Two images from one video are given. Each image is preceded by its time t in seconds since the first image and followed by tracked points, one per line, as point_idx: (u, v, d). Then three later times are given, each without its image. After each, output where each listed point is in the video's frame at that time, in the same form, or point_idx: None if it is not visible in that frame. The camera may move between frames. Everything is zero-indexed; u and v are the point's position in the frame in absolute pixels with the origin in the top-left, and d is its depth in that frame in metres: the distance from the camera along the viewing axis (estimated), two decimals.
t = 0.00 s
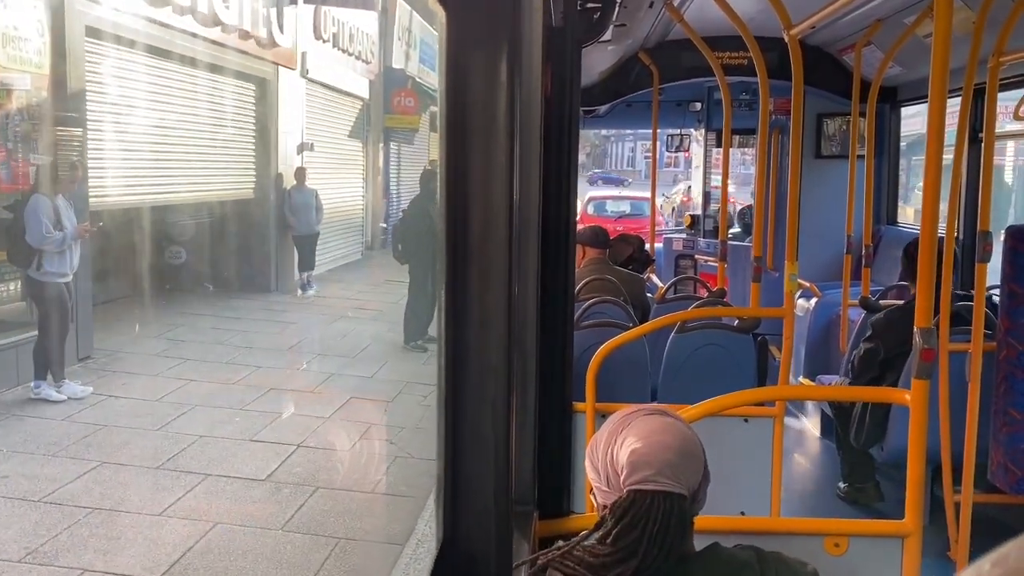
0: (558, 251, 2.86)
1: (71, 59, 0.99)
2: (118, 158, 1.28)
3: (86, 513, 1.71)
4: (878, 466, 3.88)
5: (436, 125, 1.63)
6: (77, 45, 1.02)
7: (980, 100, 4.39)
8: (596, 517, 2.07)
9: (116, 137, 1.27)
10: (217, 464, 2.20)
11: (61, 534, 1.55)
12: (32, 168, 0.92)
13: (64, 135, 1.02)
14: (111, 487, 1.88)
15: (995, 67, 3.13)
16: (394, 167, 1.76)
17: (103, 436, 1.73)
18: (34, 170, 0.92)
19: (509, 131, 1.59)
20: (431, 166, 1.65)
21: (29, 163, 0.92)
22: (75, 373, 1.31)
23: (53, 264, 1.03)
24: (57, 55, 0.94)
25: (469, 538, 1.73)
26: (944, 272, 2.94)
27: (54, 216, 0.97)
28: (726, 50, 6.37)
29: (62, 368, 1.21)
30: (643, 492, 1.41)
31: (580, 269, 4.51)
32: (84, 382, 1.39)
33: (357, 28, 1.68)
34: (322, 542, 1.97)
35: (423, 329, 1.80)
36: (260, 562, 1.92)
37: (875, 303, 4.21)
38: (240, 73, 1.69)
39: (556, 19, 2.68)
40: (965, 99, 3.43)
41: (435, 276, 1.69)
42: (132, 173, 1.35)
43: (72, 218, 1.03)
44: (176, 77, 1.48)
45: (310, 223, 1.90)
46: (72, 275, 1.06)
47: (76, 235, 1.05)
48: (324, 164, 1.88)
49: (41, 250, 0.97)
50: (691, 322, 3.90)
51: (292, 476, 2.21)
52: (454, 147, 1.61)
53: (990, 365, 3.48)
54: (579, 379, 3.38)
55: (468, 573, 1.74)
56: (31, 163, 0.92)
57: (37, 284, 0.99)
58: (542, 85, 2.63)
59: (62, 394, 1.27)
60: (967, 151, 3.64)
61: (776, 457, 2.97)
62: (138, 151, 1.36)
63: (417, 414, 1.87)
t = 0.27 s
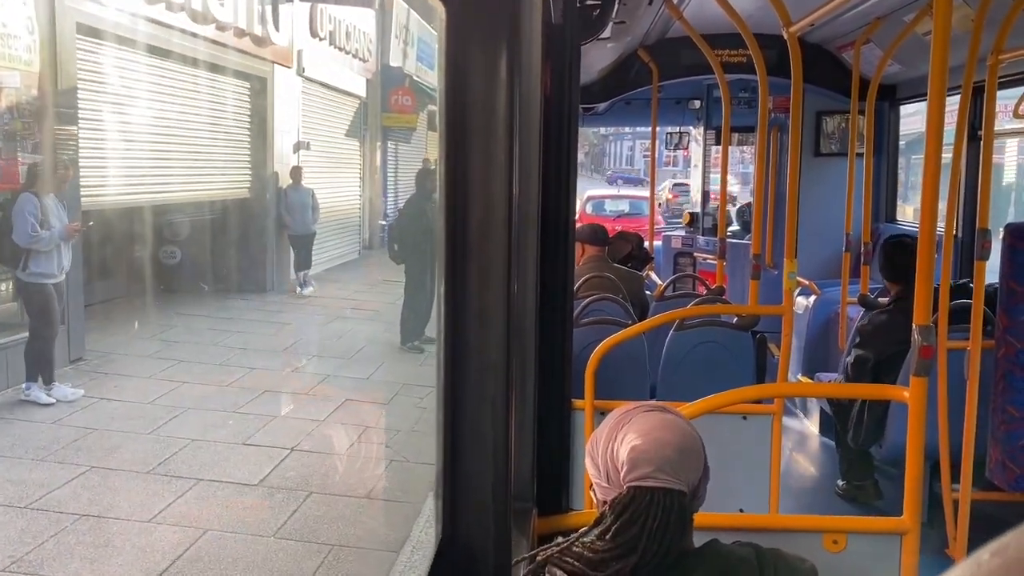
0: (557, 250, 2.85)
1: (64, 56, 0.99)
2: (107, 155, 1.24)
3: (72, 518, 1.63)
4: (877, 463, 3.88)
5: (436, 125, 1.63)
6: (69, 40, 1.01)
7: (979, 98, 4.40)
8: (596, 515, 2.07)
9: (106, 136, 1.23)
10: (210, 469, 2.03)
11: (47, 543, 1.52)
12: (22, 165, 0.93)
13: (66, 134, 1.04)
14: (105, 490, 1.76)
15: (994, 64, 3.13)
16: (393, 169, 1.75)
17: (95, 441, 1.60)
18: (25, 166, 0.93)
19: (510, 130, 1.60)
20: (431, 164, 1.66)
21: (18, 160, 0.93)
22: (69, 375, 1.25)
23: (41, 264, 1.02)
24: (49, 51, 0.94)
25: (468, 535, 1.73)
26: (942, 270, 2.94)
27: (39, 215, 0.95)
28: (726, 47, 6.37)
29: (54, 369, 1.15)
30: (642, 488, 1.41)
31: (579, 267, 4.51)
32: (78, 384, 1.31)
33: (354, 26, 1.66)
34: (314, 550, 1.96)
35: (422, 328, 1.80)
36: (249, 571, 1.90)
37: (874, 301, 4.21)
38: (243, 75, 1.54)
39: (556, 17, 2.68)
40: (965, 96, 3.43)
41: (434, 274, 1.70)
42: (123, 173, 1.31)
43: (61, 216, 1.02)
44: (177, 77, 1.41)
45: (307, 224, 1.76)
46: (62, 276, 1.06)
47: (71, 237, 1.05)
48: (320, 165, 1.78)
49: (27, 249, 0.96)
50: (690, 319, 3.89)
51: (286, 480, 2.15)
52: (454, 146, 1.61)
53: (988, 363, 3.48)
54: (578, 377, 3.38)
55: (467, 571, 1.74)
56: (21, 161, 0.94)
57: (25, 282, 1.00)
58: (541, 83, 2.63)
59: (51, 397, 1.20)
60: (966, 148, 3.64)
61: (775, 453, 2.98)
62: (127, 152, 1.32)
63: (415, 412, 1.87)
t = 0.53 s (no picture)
0: (553, 249, 2.86)
1: (54, 52, 0.97)
2: (99, 159, 1.21)
3: (63, 519, 1.55)
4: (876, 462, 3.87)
5: (431, 125, 1.63)
6: (63, 36, 1.00)
7: (977, 96, 4.40)
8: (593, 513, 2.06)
9: (96, 133, 1.21)
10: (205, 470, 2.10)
11: (39, 543, 1.47)
12: (16, 164, 0.90)
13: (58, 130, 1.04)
14: (97, 490, 1.77)
15: (991, 63, 3.13)
16: (390, 170, 1.74)
17: (88, 441, 1.70)
18: (16, 166, 0.90)
19: (505, 130, 1.60)
20: (427, 163, 1.66)
21: (12, 159, 0.90)
22: (61, 376, 1.27)
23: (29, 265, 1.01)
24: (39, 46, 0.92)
25: (463, 533, 1.73)
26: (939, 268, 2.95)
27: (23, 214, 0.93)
28: (724, 45, 6.37)
29: (47, 370, 1.17)
30: (640, 488, 1.42)
31: (576, 265, 4.51)
32: (71, 385, 1.36)
33: (352, 24, 1.67)
34: (309, 553, 1.85)
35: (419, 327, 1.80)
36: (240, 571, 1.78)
37: (871, 300, 4.21)
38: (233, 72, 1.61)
39: (552, 15, 2.69)
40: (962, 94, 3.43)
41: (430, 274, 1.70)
42: (112, 172, 1.30)
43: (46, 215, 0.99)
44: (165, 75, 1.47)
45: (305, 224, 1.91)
46: (51, 276, 1.04)
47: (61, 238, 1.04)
48: (315, 162, 1.84)
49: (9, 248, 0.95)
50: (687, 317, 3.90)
51: (281, 483, 2.08)
52: (450, 145, 1.61)
53: (986, 361, 3.49)
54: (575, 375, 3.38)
55: (465, 570, 1.74)
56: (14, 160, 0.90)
57: (14, 283, 0.98)
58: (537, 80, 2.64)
59: (43, 398, 1.21)
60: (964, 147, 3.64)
61: (772, 452, 2.98)
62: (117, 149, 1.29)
63: (411, 411, 1.87)
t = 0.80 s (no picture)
0: (554, 247, 2.86)
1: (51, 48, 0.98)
2: (100, 156, 1.20)
3: (60, 519, 1.55)
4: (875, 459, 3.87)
5: (432, 122, 1.62)
6: (60, 32, 1.00)
7: (976, 92, 4.40)
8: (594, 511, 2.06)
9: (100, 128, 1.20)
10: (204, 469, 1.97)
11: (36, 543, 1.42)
12: (12, 160, 0.94)
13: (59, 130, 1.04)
14: (95, 488, 1.70)
15: (991, 59, 3.13)
16: (390, 167, 1.74)
17: (87, 439, 1.62)
18: (15, 162, 0.94)
19: (506, 127, 1.59)
20: (427, 160, 1.65)
21: (8, 156, 0.93)
22: (60, 373, 1.25)
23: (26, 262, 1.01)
24: (36, 43, 0.92)
25: (464, 530, 1.73)
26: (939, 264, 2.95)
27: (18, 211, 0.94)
28: (723, 42, 6.37)
29: (45, 367, 1.15)
30: (641, 485, 1.41)
31: (576, 263, 4.51)
32: (69, 384, 1.33)
33: (352, 22, 1.69)
34: (309, 552, 1.86)
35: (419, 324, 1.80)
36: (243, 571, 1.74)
37: (870, 296, 4.22)
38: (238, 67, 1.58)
39: (552, 11, 2.69)
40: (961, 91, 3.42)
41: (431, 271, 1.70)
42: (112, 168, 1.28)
43: (45, 212, 1.00)
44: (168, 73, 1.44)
45: (303, 220, 1.88)
46: (45, 274, 1.04)
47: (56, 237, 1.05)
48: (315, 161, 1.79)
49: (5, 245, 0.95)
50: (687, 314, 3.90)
51: (280, 481, 2.08)
52: (450, 142, 1.60)
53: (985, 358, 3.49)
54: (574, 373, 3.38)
55: (466, 566, 1.74)
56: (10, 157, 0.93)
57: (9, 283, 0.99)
58: (538, 77, 2.64)
59: (42, 395, 1.19)
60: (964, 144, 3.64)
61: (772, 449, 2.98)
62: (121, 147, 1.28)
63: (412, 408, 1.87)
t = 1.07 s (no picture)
0: (553, 243, 2.86)
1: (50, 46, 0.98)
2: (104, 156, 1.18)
3: (62, 513, 1.39)
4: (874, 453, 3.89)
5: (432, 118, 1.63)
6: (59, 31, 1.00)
7: (974, 86, 4.41)
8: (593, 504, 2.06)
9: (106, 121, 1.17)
10: (204, 464, 1.82)
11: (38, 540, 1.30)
12: (11, 156, 0.91)
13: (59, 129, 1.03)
14: (97, 484, 1.48)
15: (989, 53, 3.13)
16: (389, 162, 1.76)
17: (87, 432, 1.43)
18: (14, 158, 0.91)
19: (506, 122, 1.60)
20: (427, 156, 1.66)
21: (8, 152, 0.91)
22: (64, 368, 1.24)
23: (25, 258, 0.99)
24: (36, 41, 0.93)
25: (464, 523, 1.74)
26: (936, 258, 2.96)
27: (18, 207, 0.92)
28: (722, 37, 6.37)
29: (46, 362, 1.15)
30: (639, 480, 1.42)
31: (575, 258, 4.52)
32: (70, 379, 1.26)
33: (348, 18, 1.64)
34: (309, 547, 1.80)
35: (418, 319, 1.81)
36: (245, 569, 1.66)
37: (869, 291, 4.23)
38: (238, 65, 1.48)
39: (551, 7, 2.70)
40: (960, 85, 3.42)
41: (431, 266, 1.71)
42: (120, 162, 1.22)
43: (45, 209, 1.00)
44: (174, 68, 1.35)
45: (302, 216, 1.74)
46: (44, 270, 1.02)
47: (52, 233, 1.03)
48: (313, 157, 1.71)
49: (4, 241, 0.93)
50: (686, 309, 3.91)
51: (281, 475, 1.94)
52: (449, 139, 1.61)
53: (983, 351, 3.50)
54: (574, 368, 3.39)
55: (466, 558, 1.75)
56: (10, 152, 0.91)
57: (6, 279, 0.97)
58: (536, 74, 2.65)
59: (42, 390, 1.18)
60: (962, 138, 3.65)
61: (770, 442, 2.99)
62: (123, 143, 1.21)
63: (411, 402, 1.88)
